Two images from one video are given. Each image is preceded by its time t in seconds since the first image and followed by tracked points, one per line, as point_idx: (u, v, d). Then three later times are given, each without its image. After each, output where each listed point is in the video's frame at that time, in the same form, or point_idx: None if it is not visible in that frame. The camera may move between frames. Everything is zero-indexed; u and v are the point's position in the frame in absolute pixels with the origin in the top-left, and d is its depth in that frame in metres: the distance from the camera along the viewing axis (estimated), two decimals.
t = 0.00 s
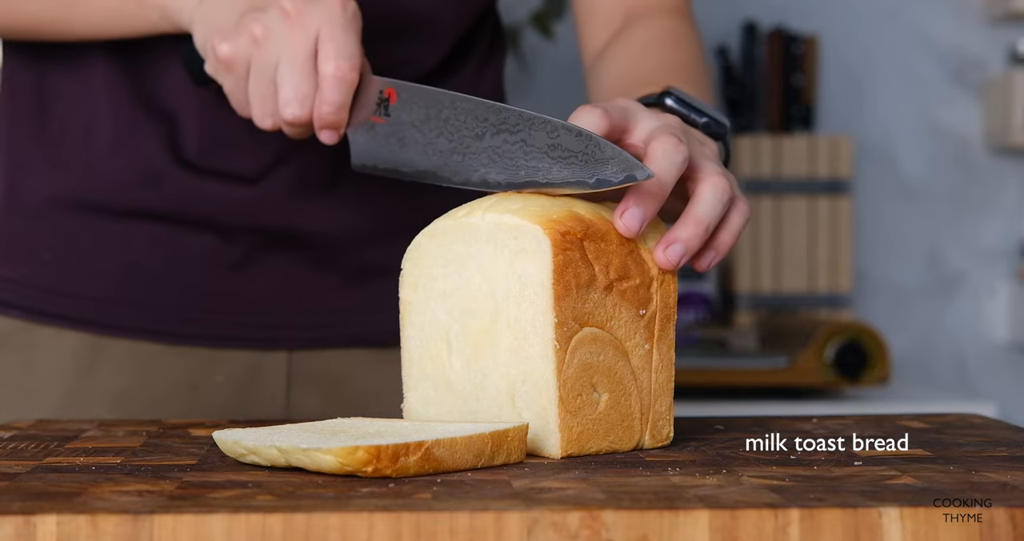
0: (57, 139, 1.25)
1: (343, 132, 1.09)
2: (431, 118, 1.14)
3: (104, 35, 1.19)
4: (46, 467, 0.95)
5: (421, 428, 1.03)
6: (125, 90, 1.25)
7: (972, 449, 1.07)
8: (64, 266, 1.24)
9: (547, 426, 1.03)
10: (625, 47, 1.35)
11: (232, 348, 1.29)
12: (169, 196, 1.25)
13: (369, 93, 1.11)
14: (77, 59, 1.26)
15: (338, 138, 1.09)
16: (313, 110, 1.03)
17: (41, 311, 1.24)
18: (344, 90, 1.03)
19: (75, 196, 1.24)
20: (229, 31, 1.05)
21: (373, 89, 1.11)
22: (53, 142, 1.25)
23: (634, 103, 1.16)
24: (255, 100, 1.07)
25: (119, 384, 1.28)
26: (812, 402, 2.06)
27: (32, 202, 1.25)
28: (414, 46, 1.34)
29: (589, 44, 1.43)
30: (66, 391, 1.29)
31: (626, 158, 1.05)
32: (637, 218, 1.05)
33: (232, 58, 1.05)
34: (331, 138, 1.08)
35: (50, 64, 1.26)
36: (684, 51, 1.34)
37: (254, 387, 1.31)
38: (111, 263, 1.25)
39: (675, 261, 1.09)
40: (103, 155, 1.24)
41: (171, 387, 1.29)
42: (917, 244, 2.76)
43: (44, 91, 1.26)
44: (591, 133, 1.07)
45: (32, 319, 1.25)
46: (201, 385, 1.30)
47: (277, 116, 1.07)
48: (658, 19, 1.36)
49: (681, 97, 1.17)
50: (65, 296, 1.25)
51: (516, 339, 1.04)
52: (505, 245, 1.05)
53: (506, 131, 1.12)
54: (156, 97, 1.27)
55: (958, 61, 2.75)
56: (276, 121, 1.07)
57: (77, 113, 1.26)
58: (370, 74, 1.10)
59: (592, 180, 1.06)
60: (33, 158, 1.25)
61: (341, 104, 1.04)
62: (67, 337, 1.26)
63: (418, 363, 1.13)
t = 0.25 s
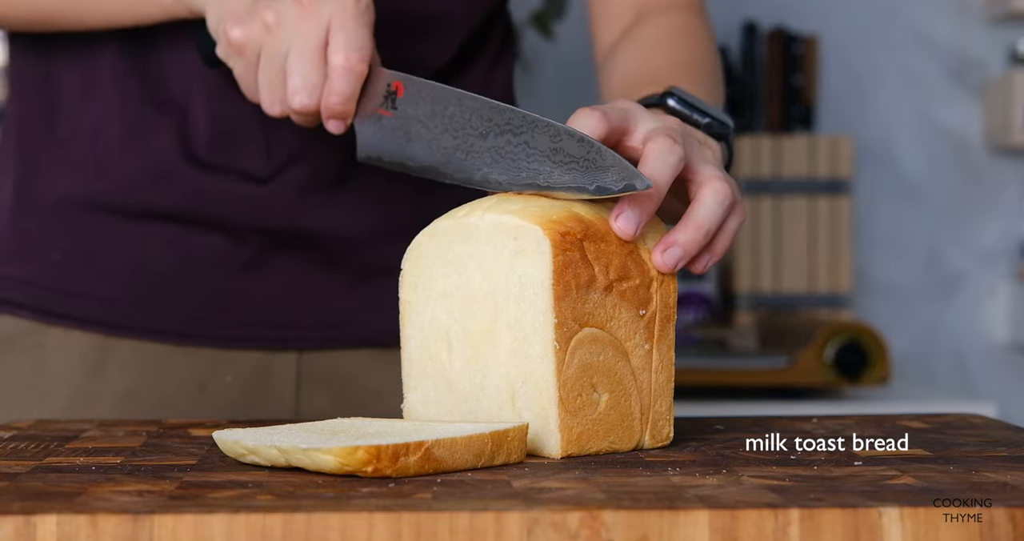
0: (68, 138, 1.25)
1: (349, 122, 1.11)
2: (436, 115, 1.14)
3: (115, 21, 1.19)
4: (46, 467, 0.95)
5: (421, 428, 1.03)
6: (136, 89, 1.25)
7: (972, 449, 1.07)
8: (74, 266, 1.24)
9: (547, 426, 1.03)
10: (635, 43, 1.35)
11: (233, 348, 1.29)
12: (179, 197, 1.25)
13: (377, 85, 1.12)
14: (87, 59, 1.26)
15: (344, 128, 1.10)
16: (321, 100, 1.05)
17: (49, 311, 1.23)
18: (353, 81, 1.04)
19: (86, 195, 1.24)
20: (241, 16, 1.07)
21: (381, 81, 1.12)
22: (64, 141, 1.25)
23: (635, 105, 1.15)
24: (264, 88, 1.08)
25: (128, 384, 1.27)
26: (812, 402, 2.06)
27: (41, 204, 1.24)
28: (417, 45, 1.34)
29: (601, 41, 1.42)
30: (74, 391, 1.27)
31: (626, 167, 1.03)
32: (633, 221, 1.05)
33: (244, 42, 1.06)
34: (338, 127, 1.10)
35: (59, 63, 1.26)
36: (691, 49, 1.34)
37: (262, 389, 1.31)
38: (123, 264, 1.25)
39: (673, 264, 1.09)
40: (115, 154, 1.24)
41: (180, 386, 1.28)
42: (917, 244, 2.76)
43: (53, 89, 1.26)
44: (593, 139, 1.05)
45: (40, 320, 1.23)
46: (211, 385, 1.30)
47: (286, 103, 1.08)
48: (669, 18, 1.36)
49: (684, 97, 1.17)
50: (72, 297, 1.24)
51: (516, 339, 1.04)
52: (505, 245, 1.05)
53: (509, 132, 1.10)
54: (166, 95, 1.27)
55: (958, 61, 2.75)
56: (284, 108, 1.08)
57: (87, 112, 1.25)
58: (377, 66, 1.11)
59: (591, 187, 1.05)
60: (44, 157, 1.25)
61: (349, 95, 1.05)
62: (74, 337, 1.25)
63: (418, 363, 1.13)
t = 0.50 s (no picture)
0: (84, 138, 1.26)
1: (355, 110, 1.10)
2: (443, 110, 1.11)
3: (126, 5, 1.20)
4: (46, 467, 0.95)
5: (421, 428, 1.03)
6: (151, 91, 1.26)
7: (972, 449, 1.07)
8: (90, 267, 1.25)
9: (547, 426, 1.03)
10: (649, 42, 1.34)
11: (235, 348, 1.29)
12: (199, 198, 1.26)
13: (385, 76, 1.10)
14: (101, 60, 1.26)
15: (348, 116, 1.09)
16: (326, 90, 1.04)
17: (68, 312, 1.25)
18: (360, 73, 1.03)
19: (105, 196, 1.25)
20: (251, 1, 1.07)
21: (389, 72, 1.10)
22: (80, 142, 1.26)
23: (637, 107, 1.15)
24: (270, 74, 1.08)
25: (144, 387, 1.29)
26: (812, 402, 2.06)
27: (59, 204, 1.25)
28: (419, 45, 1.34)
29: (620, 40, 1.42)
30: (88, 394, 1.28)
31: (634, 179, 1.03)
32: (630, 222, 1.05)
33: (252, 28, 1.07)
34: (342, 115, 1.09)
35: (74, 64, 1.26)
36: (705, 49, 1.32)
37: (277, 391, 1.32)
38: (139, 265, 1.25)
39: (672, 266, 1.09)
40: (132, 156, 1.25)
41: (197, 390, 1.30)
42: (917, 244, 2.76)
43: (68, 91, 1.26)
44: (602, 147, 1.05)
45: (57, 321, 1.25)
46: (228, 386, 1.30)
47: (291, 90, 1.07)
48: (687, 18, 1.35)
49: (690, 100, 1.19)
50: (91, 298, 1.25)
51: (516, 340, 1.05)
52: (506, 245, 1.05)
53: (517, 133, 1.09)
54: (183, 94, 1.27)
55: (958, 61, 2.75)
56: (289, 95, 1.08)
57: (102, 112, 1.26)
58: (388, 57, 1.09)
59: (597, 196, 1.04)
60: (62, 159, 1.26)
61: (355, 87, 1.04)
62: (92, 338, 1.26)
63: (418, 363, 1.13)
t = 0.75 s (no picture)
0: (102, 133, 1.28)
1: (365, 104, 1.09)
2: (456, 111, 1.09)
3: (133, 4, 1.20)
4: (46, 467, 0.95)
5: (421, 428, 1.03)
6: (170, 90, 1.28)
7: (972, 449, 1.07)
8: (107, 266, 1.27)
9: (547, 427, 1.03)
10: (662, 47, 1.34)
11: (236, 348, 1.29)
12: (219, 197, 1.27)
13: (398, 72, 1.07)
14: (119, 59, 1.28)
15: (356, 109, 1.08)
16: (336, 84, 1.03)
17: (85, 310, 1.27)
18: (372, 70, 1.03)
19: (121, 193, 1.27)
20: None
21: (403, 68, 1.07)
22: (95, 141, 1.28)
23: (640, 109, 1.15)
24: (280, 64, 1.06)
25: (160, 387, 1.30)
26: (812, 402, 2.06)
27: (78, 199, 1.28)
28: (420, 45, 1.34)
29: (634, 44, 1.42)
30: (105, 394, 1.30)
31: (649, 193, 1.03)
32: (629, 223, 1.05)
33: (264, 16, 1.05)
34: (351, 107, 1.08)
35: (91, 64, 1.29)
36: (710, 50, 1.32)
37: (294, 392, 1.32)
38: (158, 263, 1.27)
39: (671, 269, 1.09)
40: (148, 154, 1.27)
41: (217, 390, 1.30)
42: (917, 244, 2.76)
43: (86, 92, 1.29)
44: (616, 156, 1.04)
45: (77, 320, 1.27)
46: (247, 387, 1.31)
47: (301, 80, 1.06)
48: (697, 20, 1.34)
49: (694, 104, 1.18)
50: (109, 296, 1.27)
51: (516, 340, 1.05)
52: (506, 246, 1.05)
53: (531, 137, 1.07)
54: (200, 93, 1.28)
55: (958, 61, 2.75)
56: (298, 85, 1.06)
57: (118, 111, 1.28)
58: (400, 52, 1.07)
59: (609, 207, 1.04)
60: (76, 157, 1.28)
61: (367, 82, 1.04)
62: (109, 337, 1.27)
63: (418, 363, 1.13)
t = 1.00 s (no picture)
0: (112, 132, 1.28)
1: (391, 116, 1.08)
2: (486, 126, 1.08)
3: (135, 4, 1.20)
4: (46, 467, 0.95)
5: (421, 428, 1.03)
6: (179, 89, 1.28)
7: (973, 449, 1.07)
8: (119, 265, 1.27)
9: (547, 427, 1.03)
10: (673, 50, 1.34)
11: (236, 348, 1.29)
12: (232, 197, 1.28)
13: (426, 86, 1.07)
14: (129, 58, 1.28)
15: (383, 121, 1.08)
16: (363, 95, 1.03)
17: (96, 310, 1.27)
18: (400, 83, 1.02)
19: (131, 193, 1.28)
20: None
21: (432, 81, 1.07)
22: (106, 141, 1.28)
23: (640, 111, 1.15)
24: (305, 73, 1.06)
25: (170, 388, 1.30)
26: (811, 402, 2.06)
27: (88, 199, 1.28)
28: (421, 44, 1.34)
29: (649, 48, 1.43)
30: (117, 394, 1.30)
31: (687, 216, 1.03)
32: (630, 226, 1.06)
33: (292, 23, 1.04)
34: (377, 119, 1.07)
35: (101, 64, 1.29)
36: (713, 50, 1.32)
37: (308, 394, 1.32)
38: (170, 261, 1.28)
39: (671, 269, 1.09)
40: (160, 154, 1.27)
41: (227, 391, 1.30)
42: (917, 244, 2.76)
43: (96, 93, 1.29)
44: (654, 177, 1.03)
45: (89, 320, 1.27)
46: (258, 388, 1.31)
47: (326, 90, 1.06)
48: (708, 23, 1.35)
49: (697, 106, 1.18)
50: (119, 296, 1.27)
51: (516, 340, 1.05)
52: (506, 247, 1.05)
53: (563, 155, 1.06)
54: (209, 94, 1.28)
55: (958, 61, 2.75)
56: (323, 95, 1.06)
57: (129, 111, 1.28)
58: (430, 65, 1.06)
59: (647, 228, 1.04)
60: (87, 157, 1.28)
61: (394, 95, 1.04)
62: (120, 336, 1.27)
63: (417, 362, 1.13)
